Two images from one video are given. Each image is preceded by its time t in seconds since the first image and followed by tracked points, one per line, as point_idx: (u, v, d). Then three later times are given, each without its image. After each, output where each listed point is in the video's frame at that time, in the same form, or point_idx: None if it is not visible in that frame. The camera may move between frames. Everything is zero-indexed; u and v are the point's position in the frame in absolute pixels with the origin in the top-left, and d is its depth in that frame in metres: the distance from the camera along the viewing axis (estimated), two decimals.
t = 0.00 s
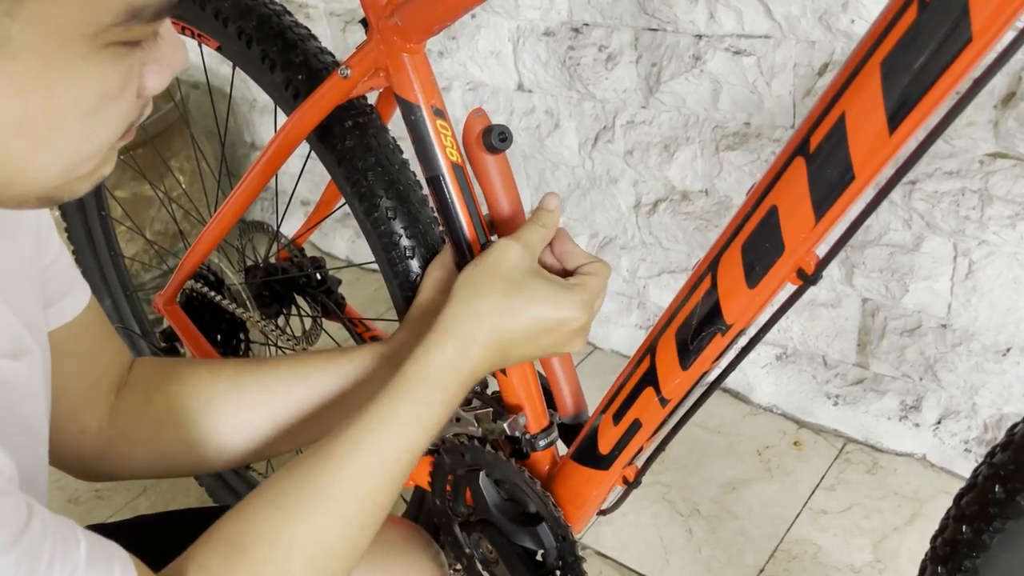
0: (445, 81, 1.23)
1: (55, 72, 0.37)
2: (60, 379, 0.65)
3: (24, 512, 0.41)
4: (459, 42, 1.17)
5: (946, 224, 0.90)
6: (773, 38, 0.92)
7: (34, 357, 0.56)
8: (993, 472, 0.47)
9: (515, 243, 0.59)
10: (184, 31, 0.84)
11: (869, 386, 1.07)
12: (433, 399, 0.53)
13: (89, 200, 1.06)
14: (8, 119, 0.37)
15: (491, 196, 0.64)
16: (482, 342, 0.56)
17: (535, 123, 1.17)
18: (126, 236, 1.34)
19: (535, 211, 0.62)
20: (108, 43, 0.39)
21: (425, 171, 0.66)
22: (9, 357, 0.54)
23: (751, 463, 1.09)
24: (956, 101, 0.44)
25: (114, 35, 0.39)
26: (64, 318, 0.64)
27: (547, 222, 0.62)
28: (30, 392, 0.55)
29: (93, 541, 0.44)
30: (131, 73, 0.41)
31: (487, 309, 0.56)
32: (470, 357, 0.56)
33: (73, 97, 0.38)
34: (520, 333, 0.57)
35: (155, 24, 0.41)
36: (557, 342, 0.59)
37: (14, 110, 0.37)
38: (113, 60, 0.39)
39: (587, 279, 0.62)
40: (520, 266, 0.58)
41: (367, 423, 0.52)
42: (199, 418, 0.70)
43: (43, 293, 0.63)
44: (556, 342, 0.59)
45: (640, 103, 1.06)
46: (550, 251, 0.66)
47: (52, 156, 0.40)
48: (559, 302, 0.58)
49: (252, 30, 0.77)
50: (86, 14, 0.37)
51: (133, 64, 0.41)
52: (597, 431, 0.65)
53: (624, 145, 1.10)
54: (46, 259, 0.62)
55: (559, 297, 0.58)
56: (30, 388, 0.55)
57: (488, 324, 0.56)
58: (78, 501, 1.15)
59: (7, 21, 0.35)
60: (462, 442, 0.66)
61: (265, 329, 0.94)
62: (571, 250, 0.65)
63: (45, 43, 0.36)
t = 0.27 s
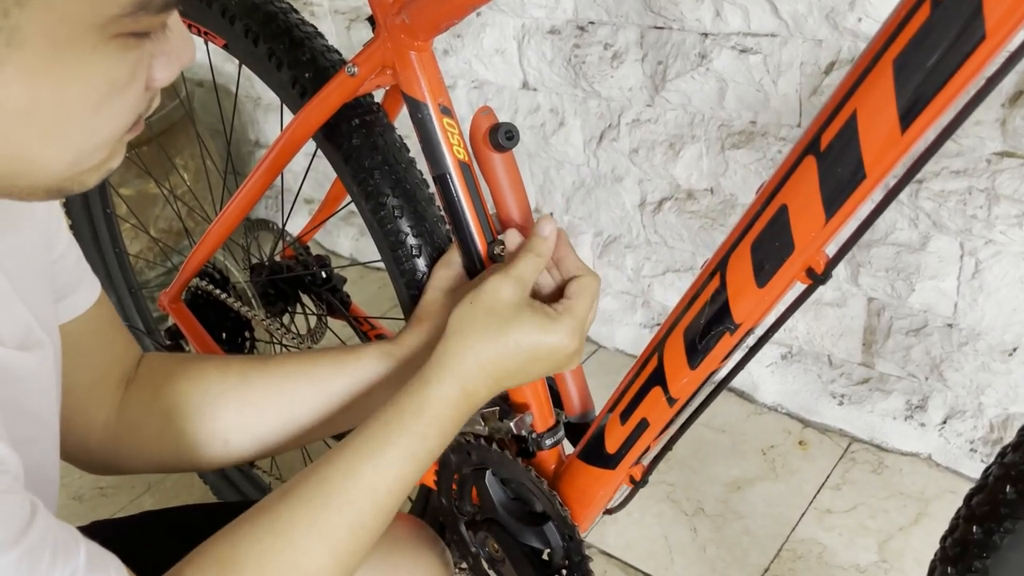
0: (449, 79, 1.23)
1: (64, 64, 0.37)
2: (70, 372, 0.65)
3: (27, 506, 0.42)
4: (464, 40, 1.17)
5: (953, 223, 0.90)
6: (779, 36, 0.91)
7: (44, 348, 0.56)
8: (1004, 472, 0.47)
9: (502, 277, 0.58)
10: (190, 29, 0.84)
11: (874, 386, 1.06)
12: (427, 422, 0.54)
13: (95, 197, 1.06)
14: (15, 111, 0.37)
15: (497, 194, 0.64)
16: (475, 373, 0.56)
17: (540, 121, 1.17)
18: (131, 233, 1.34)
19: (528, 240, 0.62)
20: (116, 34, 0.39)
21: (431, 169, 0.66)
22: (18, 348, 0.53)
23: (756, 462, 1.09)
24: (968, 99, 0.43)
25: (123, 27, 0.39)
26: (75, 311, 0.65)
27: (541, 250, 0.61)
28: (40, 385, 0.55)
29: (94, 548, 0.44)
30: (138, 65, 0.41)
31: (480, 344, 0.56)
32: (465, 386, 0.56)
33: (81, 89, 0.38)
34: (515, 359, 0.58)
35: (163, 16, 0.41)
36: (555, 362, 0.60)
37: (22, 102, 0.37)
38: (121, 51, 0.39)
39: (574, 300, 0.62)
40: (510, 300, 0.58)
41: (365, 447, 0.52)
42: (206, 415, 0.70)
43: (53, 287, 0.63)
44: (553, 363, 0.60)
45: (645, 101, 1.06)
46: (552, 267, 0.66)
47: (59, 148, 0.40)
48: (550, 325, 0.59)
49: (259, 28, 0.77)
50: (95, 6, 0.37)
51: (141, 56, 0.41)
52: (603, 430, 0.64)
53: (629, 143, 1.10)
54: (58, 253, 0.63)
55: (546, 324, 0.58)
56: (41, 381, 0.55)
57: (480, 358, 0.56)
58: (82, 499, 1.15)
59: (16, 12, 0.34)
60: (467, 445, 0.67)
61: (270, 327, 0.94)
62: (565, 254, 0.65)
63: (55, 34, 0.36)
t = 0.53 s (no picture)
0: (453, 78, 1.23)
1: (60, 54, 0.37)
2: (78, 367, 0.65)
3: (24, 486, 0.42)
4: (468, 39, 1.17)
5: (957, 224, 0.90)
6: (784, 36, 0.91)
7: (48, 339, 0.56)
8: (1011, 474, 0.47)
9: (511, 251, 0.57)
10: (196, 27, 0.84)
11: (878, 386, 1.06)
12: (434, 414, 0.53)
13: (99, 195, 1.06)
14: (10, 101, 0.37)
15: (504, 193, 0.64)
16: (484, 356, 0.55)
17: (544, 121, 1.17)
18: (135, 231, 1.34)
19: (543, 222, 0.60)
20: (110, 25, 0.39)
21: (438, 169, 0.66)
22: (22, 338, 0.53)
23: (759, 462, 1.09)
24: (977, 100, 0.43)
25: (117, 18, 0.39)
26: (84, 307, 0.65)
27: (554, 235, 0.59)
28: (46, 376, 0.55)
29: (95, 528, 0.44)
30: (133, 57, 0.41)
31: (486, 320, 0.55)
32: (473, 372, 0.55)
33: (76, 79, 0.38)
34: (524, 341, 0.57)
35: (160, 8, 0.41)
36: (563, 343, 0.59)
37: (16, 92, 0.37)
38: (116, 42, 0.39)
39: (591, 282, 0.60)
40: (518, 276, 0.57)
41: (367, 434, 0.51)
42: (211, 412, 0.71)
43: (62, 283, 0.63)
44: (563, 344, 0.59)
45: (649, 100, 1.06)
46: (557, 254, 0.65)
47: (57, 139, 0.40)
48: (563, 305, 0.57)
49: (265, 27, 0.77)
50: None
51: (136, 47, 0.41)
52: (609, 430, 0.65)
53: (633, 142, 1.10)
54: (68, 250, 0.63)
55: (557, 299, 0.57)
56: (45, 367, 0.55)
57: (488, 333, 0.55)
58: (86, 496, 1.15)
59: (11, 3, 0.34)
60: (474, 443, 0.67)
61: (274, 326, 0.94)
62: (576, 251, 0.64)
63: (48, 24, 0.36)
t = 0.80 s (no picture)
0: (455, 79, 1.23)
1: (63, 54, 0.38)
2: (84, 364, 0.65)
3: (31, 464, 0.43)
4: (470, 40, 1.17)
5: (956, 225, 0.90)
6: (784, 38, 0.92)
7: (55, 334, 0.56)
8: (1006, 474, 0.47)
9: (507, 241, 0.57)
10: (198, 27, 0.85)
11: (877, 386, 1.07)
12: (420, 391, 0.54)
13: (101, 193, 1.06)
14: (15, 98, 0.38)
15: (503, 192, 0.64)
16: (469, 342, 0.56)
17: (545, 121, 1.17)
18: (137, 230, 1.34)
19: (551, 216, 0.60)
20: (114, 26, 0.39)
21: (438, 169, 0.66)
22: (28, 332, 0.54)
23: (759, 462, 1.09)
24: (973, 103, 0.44)
25: (121, 18, 0.39)
26: (88, 305, 0.65)
27: (555, 231, 0.59)
28: (50, 369, 0.56)
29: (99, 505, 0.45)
30: (138, 57, 0.41)
31: (473, 308, 0.55)
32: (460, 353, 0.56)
33: (82, 78, 0.39)
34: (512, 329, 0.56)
35: (163, 9, 0.41)
36: (547, 338, 0.57)
37: (22, 90, 0.38)
38: (120, 43, 0.40)
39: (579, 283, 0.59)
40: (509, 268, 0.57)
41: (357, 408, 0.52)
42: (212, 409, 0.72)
43: (66, 280, 0.63)
44: (547, 338, 0.57)
45: (650, 101, 1.06)
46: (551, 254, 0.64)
47: (62, 137, 0.41)
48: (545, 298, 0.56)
49: (267, 28, 0.78)
50: None
51: (141, 48, 0.41)
52: (607, 429, 0.65)
53: (634, 143, 1.10)
54: (71, 250, 0.63)
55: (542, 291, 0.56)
56: (49, 361, 0.56)
57: (472, 321, 0.55)
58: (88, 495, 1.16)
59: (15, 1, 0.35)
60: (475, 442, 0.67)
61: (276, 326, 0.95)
62: (572, 255, 0.63)
63: (53, 23, 0.37)
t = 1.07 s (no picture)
0: (456, 78, 1.24)
1: (83, 51, 0.38)
2: (86, 361, 0.66)
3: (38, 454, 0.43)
4: (471, 39, 1.18)
5: (956, 225, 0.90)
6: (784, 38, 0.92)
7: (58, 332, 0.57)
8: (1001, 473, 0.47)
9: (516, 233, 0.58)
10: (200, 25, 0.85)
11: (876, 386, 1.07)
12: (416, 381, 0.54)
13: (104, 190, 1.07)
14: (35, 95, 0.38)
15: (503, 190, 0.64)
16: (468, 333, 0.56)
17: (546, 120, 1.18)
18: (139, 227, 1.35)
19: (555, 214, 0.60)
20: (130, 23, 0.39)
21: (438, 167, 0.67)
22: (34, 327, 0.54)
23: (758, 462, 1.10)
24: (969, 102, 0.44)
25: (137, 16, 0.39)
26: (91, 302, 0.65)
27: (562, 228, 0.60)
28: (54, 364, 0.56)
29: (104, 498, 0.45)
30: (153, 55, 0.42)
31: (472, 302, 0.56)
32: (459, 345, 0.56)
33: (98, 75, 0.39)
34: (510, 321, 0.56)
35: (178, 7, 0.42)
36: (546, 328, 0.57)
37: (43, 87, 0.38)
38: (135, 40, 0.40)
39: (585, 273, 0.58)
40: (516, 257, 0.58)
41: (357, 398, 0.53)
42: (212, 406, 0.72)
43: (70, 277, 0.63)
44: (546, 329, 0.57)
45: (650, 101, 1.06)
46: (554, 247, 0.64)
47: (77, 133, 0.41)
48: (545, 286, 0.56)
49: (269, 27, 0.78)
50: None
51: (154, 45, 0.42)
52: (606, 427, 0.65)
53: (634, 143, 1.11)
54: (76, 246, 0.64)
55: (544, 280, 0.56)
56: (54, 357, 0.56)
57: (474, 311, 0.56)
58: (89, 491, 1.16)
59: None
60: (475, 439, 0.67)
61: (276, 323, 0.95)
62: (577, 250, 0.63)
63: (72, 20, 0.37)
